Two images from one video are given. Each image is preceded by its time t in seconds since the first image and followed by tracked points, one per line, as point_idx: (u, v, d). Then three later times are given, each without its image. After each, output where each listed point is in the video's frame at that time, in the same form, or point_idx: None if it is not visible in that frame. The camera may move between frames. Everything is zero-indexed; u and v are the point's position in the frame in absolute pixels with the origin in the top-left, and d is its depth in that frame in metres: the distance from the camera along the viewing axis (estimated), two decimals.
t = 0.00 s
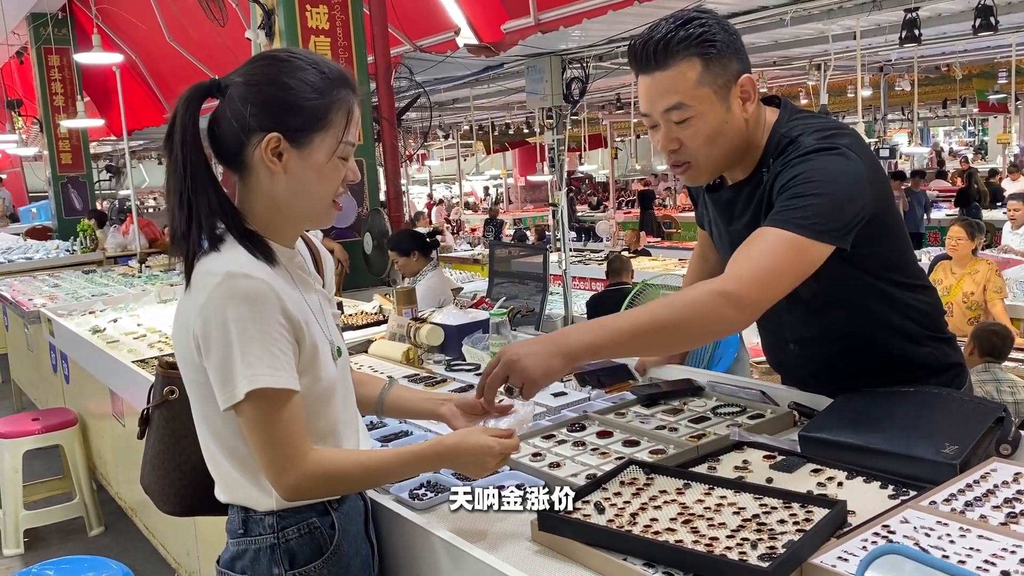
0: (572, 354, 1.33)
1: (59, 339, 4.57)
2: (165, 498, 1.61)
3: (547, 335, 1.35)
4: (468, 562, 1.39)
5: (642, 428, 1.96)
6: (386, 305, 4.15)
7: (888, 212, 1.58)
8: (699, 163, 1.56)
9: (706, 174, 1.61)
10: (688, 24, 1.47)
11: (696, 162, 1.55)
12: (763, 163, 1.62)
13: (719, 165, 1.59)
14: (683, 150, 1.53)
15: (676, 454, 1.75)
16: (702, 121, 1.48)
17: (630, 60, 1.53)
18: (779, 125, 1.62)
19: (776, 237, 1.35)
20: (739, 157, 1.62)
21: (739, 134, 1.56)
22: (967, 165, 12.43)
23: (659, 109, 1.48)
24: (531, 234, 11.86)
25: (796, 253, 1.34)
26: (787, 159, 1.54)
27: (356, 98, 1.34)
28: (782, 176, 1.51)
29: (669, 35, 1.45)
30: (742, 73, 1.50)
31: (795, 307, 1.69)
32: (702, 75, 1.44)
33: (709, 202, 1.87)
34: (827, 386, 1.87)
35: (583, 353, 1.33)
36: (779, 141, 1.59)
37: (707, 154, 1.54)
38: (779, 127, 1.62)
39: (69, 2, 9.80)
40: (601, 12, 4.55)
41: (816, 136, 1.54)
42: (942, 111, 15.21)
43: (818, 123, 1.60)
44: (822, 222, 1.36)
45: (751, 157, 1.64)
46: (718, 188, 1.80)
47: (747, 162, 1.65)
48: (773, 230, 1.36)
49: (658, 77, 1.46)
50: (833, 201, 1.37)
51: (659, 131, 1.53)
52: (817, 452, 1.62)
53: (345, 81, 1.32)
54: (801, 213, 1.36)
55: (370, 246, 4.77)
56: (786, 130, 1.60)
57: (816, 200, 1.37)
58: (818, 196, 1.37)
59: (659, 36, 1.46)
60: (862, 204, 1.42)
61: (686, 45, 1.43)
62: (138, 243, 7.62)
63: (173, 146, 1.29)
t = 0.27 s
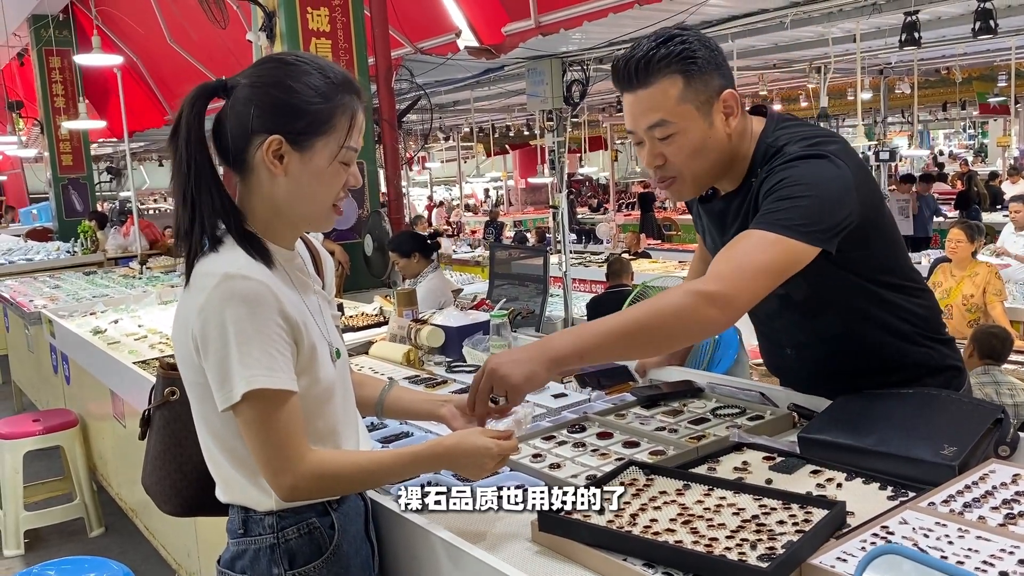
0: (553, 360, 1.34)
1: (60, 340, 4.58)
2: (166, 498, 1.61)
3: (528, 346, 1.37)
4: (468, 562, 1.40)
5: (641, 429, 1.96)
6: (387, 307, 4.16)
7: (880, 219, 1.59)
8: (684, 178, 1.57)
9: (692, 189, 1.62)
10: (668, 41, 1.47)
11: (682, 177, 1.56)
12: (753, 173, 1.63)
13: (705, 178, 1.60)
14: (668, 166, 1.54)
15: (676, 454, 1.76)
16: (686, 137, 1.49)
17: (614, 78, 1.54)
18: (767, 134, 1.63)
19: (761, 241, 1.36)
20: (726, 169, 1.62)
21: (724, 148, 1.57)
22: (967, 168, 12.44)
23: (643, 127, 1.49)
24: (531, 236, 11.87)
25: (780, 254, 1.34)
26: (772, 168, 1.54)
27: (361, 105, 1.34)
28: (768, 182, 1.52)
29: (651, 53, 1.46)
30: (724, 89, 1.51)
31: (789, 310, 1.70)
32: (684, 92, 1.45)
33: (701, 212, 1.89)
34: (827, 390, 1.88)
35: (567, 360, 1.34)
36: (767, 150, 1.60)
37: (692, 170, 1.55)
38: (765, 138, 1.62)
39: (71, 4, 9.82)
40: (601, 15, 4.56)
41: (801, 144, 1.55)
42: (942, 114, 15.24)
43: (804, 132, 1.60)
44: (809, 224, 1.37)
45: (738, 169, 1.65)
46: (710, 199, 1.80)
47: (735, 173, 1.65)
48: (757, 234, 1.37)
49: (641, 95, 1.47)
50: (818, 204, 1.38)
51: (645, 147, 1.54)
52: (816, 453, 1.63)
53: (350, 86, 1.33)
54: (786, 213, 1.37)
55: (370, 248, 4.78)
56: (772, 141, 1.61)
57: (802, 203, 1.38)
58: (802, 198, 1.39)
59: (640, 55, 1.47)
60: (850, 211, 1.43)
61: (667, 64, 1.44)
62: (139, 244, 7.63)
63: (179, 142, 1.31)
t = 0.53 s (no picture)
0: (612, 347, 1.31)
1: (60, 342, 4.58)
2: (166, 498, 1.62)
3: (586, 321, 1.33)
4: (470, 564, 1.40)
5: (642, 431, 1.97)
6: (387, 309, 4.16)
7: (885, 222, 1.60)
8: (685, 175, 1.56)
9: (693, 188, 1.60)
10: (674, 37, 1.47)
11: (682, 174, 1.55)
12: (756, 172, 1.62)
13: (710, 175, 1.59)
14: (670, 163, 1.53)
15: (678, 456, 1.76)
16: (687, 134, 1.48)
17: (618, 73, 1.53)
18: (772, 132, 1.63)
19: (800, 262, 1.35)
20: (727, 167, 1.62)
21: (724, 147, 1.56)
22: (967, 171, 12.45)
23: (646, 120, 1.48)
24: (531, 239, 11.87)
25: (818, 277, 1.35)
26: (782, 168, 1.55)
27: (362, 107, 1.34)
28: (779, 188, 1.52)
29: (657, 48, 1.45)
30: (727, 86, 1.50)
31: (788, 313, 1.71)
32: (688, 87, 1.45)
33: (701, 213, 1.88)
34: (827, 393, 1.88)
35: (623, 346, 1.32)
36: (771, 149, 1.60)
37: (693, 166, 1.54)
38: (768, 137, 1.62)
39: (71, 5, 9.82)
40: (602, 18, 4.57)
41: (808, 143, 1.55)
42: (942, 117, 15.25)
43: (808, 130, 1.61)
44: (834, 234, 1.38)
45: (739, 166, 1.64)
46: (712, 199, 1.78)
47: (737, 170, 1.64)
48: (792, 250, 1.37)
49: (646, 89, 1.46)
50: (834, 211, 1.40)
51: (647, 143, 1.52)
52: (816, 456, 1.63)
53: (351, 88, 1.33)
54: (810, 227, 1.39)
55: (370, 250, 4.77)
56: (774, 140, 1.62)
57: (826, 211, 1.40)
58: (828, 208, 1.40)
59: (646, 50, 1.46)
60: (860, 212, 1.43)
61: (673, 59, 1.44)
62: (140, 246, 7.63)
63: (180, 145, 1.31)
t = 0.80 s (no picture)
0: (807, 394, 1.47)
1: (60, 343, 4.58)
2: (166, 500, 1.61)
3: (776, 384, 1.48)
4: (472, 566, 1.39)
5: (644, 433, 1.96)
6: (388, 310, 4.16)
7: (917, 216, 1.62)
8: (716, 127, 1.58)
9: (720, 145, 1.62)
10: None
11: (713, 125, 1.57)
12: (785, 153, 1.64)
13: (737, 136, 1.60)
14: (702, 109, 1.56)
15: (679, 459, 1.76)
16: (727, 82, 1.52)
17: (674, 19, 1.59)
18: (805, 116, 1.65)
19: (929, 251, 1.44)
20: (760, 135, 1.62)
21: (761, 111, 1.58)
22: (966, 173, 12.45)
23: (689, 64, 1.53)
24: (530, 241, 11.89)
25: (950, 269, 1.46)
26: (821, 155, 1.57)
27: (361, 106, 1.34)
28: (829, 178, 1.55)
29: None
30: (777, 49, 1.55)
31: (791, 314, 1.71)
32: (739, 37, 1.50)
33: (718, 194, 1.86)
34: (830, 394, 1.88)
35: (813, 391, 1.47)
36: (803, 132, 1.62)
37: (726, 117, 1.56)
38: (802, 120, 1.64)
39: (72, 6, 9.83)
40: (602, 20, 4.57)
41: (844, 131, 1.58)
42: (942, 119, 15.25)
43: (839, 118, 1.63)
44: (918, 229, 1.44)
45: (765, 143, 1.64)
46: (733, 179, 1.76)
47: (764, 146, 1.65)
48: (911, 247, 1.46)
49: (698, 31, 1.53)
50: (906, 209, 1.45)
51: (684, 86, 1.56)
52: (818, 458, 1.63)
53: (350, 87, 1.33)
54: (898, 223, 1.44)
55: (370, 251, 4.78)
56: (807, 123, 1.64)
57: (892, 218, 1.45)
58: (893, 212, 1.45)
59: None
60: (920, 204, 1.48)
61: (730, 7, 1.50)
62: (140, 247, 7.64)
63: (178, 151, 1.31)
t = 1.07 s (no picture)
0: (849, 398, 1.52)
1: (60, 344, 4.58)
2: (166, 500, 1.60)
3: (819, 392, 1.53)
4: (472, 569, 1.38)
5: (645, 435, 1.96)
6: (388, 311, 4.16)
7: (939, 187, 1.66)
8: (765, 96, 1.61)
9: (766, 115, 1.65)
10: None
11: (763, 93, 1.61)
12: (830, 130, 1.66)
13: (782, 109, 1.64)
14: (753, 76, 1.60)
15: (680, 461, 1.75)
16: (782, 52, 1.56)
17: None
18: (850, 98, 1.68)
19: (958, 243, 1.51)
20: (807, 111, 1.66)
21: (812, 85, 1.62)
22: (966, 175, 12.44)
23: (744, 32, 1.57)
24: (530, 242, 11.89)
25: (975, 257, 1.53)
26: (866, 135, 1.59)
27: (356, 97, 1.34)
28: (869, 156, 1.58)
29: None
30: (832, 26, 1.59)
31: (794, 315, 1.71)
32: (796, 10, 1.54)
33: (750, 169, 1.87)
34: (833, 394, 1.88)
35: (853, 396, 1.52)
36: (849, 112, 1.65)
37: (778, 85, 1.60)
38: (849, 101, 1.67)
39: (72, 7, 9.83)
40: (603, 21, 4.57)
41: (889, 115, 1.60)
42: (942, 120, 15.24)
43: (884, 105, 1.65)
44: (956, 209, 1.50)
45: (810, 119, 1.67)
46: (768, 156, 1.80)
47: (808, 122, 1.67)
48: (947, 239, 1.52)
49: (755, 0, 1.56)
50: (948, 189, 1.49)
51: (739, 53, 1.60)
52: (819, 459, 1.62)
53: (343, 81, 1.33)
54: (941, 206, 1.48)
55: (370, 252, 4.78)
56: (855, 103, 1.66)
57: (935, 203, 1.49)
58: (935, 195, 1.49)
59: None
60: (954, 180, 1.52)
61: None
62: (139, 248, 7.64)
63: (175, 161, 1.29)
